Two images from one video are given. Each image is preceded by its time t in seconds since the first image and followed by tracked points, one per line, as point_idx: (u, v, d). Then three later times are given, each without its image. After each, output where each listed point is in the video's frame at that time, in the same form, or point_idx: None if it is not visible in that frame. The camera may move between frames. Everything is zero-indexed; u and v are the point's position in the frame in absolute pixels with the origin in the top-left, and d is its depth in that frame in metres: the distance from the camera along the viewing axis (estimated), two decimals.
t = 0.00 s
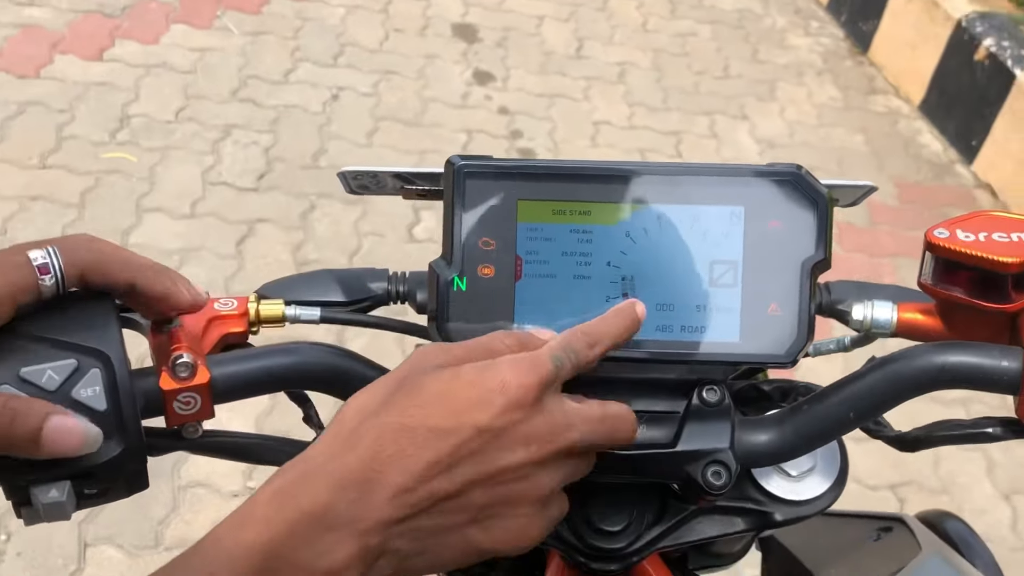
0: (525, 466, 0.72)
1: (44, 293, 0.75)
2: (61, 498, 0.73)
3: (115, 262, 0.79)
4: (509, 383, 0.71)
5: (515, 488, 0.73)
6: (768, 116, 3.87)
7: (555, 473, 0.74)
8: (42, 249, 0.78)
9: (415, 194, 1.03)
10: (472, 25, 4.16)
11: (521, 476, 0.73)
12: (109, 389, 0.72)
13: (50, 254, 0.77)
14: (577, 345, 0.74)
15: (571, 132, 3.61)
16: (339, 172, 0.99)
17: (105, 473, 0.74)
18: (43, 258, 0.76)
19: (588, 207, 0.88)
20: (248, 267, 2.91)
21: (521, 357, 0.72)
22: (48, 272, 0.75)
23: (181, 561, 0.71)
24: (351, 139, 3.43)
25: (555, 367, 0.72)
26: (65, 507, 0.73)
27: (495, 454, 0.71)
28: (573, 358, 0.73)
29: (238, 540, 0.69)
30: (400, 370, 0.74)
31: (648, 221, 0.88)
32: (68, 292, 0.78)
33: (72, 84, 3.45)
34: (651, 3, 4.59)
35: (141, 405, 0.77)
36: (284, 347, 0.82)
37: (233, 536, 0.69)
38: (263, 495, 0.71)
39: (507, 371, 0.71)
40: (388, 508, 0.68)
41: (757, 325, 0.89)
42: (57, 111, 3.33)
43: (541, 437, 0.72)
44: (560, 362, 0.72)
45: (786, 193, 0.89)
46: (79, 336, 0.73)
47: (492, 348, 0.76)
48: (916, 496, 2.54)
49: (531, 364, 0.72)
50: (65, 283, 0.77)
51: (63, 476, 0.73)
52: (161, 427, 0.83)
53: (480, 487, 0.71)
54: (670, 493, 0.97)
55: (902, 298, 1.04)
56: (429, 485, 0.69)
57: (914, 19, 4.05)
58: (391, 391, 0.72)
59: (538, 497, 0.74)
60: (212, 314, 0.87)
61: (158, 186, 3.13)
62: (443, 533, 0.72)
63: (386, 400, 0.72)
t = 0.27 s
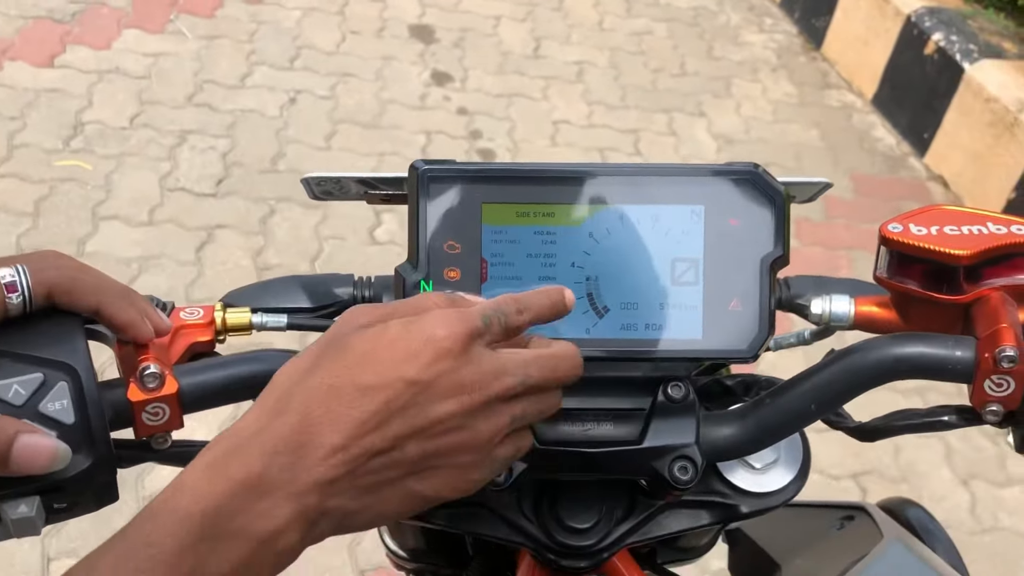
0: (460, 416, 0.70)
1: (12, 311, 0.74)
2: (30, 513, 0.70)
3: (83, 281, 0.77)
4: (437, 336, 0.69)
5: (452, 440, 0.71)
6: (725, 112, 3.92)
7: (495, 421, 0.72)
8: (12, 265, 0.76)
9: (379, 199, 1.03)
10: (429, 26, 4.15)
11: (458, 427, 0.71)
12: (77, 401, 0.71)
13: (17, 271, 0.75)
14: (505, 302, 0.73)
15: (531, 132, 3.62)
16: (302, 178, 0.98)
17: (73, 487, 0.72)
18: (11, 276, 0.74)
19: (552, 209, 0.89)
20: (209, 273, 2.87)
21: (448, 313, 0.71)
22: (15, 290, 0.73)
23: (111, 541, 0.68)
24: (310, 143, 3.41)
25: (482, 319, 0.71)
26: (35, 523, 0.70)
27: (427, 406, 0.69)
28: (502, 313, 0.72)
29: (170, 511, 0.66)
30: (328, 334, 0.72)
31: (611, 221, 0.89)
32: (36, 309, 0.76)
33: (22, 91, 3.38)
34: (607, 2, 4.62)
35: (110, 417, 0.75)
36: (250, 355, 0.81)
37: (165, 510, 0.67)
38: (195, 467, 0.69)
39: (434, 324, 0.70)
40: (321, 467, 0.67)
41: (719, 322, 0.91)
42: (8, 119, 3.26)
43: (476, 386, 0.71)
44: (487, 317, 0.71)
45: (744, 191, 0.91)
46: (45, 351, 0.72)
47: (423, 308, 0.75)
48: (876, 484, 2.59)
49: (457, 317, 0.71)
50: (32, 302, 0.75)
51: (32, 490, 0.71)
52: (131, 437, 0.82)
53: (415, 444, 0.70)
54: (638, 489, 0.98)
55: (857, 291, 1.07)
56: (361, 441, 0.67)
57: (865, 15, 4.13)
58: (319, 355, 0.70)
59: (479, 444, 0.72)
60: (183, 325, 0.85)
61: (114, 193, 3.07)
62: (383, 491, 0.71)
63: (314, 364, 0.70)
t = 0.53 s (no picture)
0: (394, 457, 0.68)
1: None
2: None
3: (54, 295, 0.79)
4: (369, 374, 0.67)
5: (388, 482, 0.69)
6: (716, 114, 3.92)
7: (435, 459, 0.70)
8: None
9: (360, 209, 1.03)
10: (419, 27, 4.14)
11: (394, 468, 0.69)
12: (48, 419, 0.70)
13: None
14: (446, 341, 0.71)
15: (521, 133, 3.61)
16: (283, 189, 0.98)
17: (44, 505, 0.71)
18: None
19: (533, 221, 0.89)
20: (196, 275, 2.85)
21: (384, 350, 0.69)
22: None
23: None
24: (299, 144, 3.39)
25: (417, 357, 0.69)
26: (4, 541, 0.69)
27: (359, 448, 0.67)
28: (439, 352, 0.70)
29: (105, 555, 0.67)
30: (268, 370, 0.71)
31: (593, 234, 0.89)
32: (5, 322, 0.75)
33: (9, 91, 3.35)
34: (598, 4, 4.62)
35: (82, 433, 0.74)
36: (227, 370, 0.80)
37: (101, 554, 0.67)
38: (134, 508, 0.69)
39: (367, 363, 0.68)
40: (252, 513, 0.66)
41: (701, 335, 0.91)
42: None
43: (412, 427, 0.68)
44: (424, 356, 0.69)
45: (728, 204, 0.90)
46: (17, 368, 0.71)
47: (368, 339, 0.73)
48: (864, 487, 2.59)
49: (394, 356, 0.68)
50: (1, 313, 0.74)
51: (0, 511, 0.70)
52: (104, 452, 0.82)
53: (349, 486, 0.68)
54: (621, 502, 0.98)
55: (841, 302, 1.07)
56: (292, 486, 0.66)
57: (855, 18, 4.14)
58: (255, 396, 0.69)
59: (418, 484, 0.70)
60: (157, 337, 0.85)
61: (102, 194, 3.05)
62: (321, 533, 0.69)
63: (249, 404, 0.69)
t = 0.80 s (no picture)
0: (495, 484, 0.67)
1: None
2: None
3: (44, 287, 0.77)
4: (467, 403, 0.66)
5: (485, 505, 0.68)
6: (729, 114, 3.89)
7: (538, 485, 0.68)
8: None
9: (360, 203, 1.01)
10: (431, 23, 4.12)
11: (493, 494, 0.68)
12: (34, 414, 0.69)
13: None
14: (554, 367, 0.67)
15: (532, 131, 3.59)
16: (281, 182, 0.98)
17: (30, 500, 0.71)
18: None
19: (535, 217, 0.88)
20: (205, 270, 2.85)
21: (482, 374, 0.66)
22: None
23: None
24: (309, 139, 3.38)
25: (522, 388, 0.66)
26: None
27: (456, 476, 0.67)
28: (545, 376, 0.66)
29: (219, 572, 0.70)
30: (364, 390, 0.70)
31: (596, 231, 0.88)
32: None
33: (22, 83, 3.36)
34: (612, 2, 4.59)
35: (70, 427, 0.74)
36: (219, 365, 0.80)
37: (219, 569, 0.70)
38: (246, 525, 0.71)
39: (464, 389, 0.66)
40: (353, 539, 0.67)
41: (704, 335, 0.89)
42: (7, 111, 3.24)
43: (509, 455, 0.67)
44: (528, 386, 0.66)
45: (735, 202, 0.89)
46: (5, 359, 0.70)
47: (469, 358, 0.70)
48: (873, 492, 2.57)
49: (492, 383, 0.66)
50: None
51: None
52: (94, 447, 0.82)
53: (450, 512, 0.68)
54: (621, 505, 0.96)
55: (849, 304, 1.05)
56: (392, 515, 0.67)
57: (870, 19, 4.10)
58: (353, 419, 0.69)
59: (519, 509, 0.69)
60: (150, 332, 0.86)
61: (112, 187, 3.05)
62: (426, 555, 0.70)
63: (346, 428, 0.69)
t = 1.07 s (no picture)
0: (547, 499, 0.69)
1: None
2: (4, 534, 0.71)
3: (67, 296, 0.78)
4: (511, 423, 0.67)
5: (539, 520, 0.70)
6: (747, 116, 3.87)
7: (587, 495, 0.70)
8: None
9: (377, 211, 1.03)
10: (450, 23, 4.13)
11: (546, 510, 0.70)
12: (55, 421, 0.71)
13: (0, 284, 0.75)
14: (587, 368, 0.68)
15: (549, 132, 3.59)
16: (300, 190, 0.99)
17: (51, 505, 0.72)
18: None
19: (551, 227, 0.89)
20: (223, 268, 2.87)
21: (524, 393, 0.67)
22: None
23: None
24: (328, 139, 3.40)
25: (561, 398, 0.67)
26: (10, 543, 0.71)
27: (508, 494, 0.69)
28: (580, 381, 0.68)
29: None
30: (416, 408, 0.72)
31: (612, 241, 0.88)
32: (14, 321, 0.75)
33: (44, 81, 3.39)
34: (631, 2, 4.58)
35: (91, 433, 0.76)
36: (236, 372, 0.82)
37: None
38: (320, 537, 0.75)
39: (508, 410, 0.67)
40: (418, 557, 0.71)
41: (720, 346, 0.90)
42: (30, 109, 3.27)
43: (556, 470, 0.68)
44: (567, 393, 0.67)
45: (750, 212, 0.89)
46: (25, 367, 0.72)
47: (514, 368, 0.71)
48: (890, 497, 2.55)
49: (535, 401, 0.67)
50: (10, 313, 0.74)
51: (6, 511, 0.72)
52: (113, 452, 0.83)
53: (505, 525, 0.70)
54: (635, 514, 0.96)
55: (866, 315, 1.05)
56: (450, 532, 0.70)
57: (891, 20, 4.07)
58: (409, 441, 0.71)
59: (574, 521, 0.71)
60: (170, 338, 0.88)
61: (132, 185, 3.08)
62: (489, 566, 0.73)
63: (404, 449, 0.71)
